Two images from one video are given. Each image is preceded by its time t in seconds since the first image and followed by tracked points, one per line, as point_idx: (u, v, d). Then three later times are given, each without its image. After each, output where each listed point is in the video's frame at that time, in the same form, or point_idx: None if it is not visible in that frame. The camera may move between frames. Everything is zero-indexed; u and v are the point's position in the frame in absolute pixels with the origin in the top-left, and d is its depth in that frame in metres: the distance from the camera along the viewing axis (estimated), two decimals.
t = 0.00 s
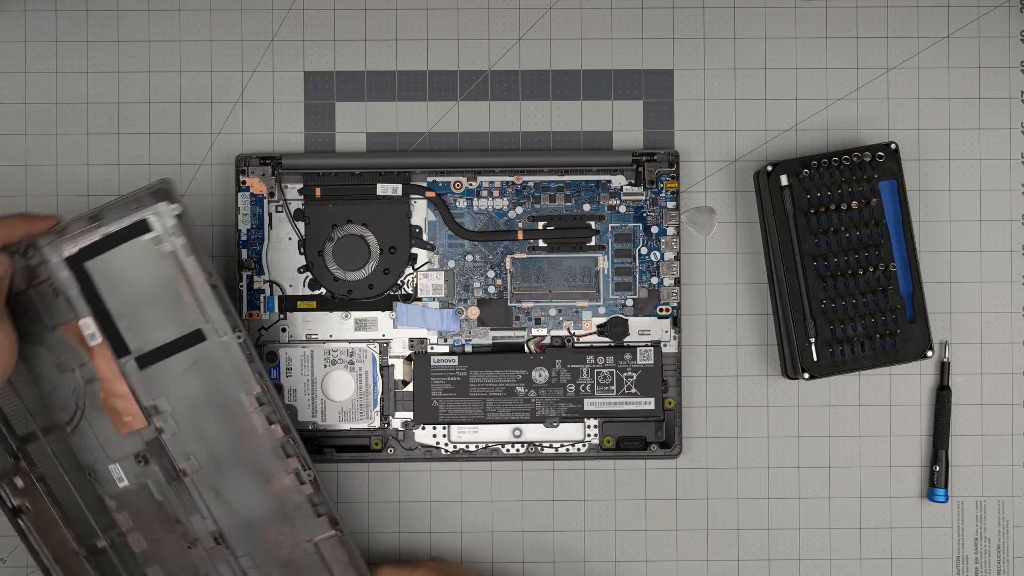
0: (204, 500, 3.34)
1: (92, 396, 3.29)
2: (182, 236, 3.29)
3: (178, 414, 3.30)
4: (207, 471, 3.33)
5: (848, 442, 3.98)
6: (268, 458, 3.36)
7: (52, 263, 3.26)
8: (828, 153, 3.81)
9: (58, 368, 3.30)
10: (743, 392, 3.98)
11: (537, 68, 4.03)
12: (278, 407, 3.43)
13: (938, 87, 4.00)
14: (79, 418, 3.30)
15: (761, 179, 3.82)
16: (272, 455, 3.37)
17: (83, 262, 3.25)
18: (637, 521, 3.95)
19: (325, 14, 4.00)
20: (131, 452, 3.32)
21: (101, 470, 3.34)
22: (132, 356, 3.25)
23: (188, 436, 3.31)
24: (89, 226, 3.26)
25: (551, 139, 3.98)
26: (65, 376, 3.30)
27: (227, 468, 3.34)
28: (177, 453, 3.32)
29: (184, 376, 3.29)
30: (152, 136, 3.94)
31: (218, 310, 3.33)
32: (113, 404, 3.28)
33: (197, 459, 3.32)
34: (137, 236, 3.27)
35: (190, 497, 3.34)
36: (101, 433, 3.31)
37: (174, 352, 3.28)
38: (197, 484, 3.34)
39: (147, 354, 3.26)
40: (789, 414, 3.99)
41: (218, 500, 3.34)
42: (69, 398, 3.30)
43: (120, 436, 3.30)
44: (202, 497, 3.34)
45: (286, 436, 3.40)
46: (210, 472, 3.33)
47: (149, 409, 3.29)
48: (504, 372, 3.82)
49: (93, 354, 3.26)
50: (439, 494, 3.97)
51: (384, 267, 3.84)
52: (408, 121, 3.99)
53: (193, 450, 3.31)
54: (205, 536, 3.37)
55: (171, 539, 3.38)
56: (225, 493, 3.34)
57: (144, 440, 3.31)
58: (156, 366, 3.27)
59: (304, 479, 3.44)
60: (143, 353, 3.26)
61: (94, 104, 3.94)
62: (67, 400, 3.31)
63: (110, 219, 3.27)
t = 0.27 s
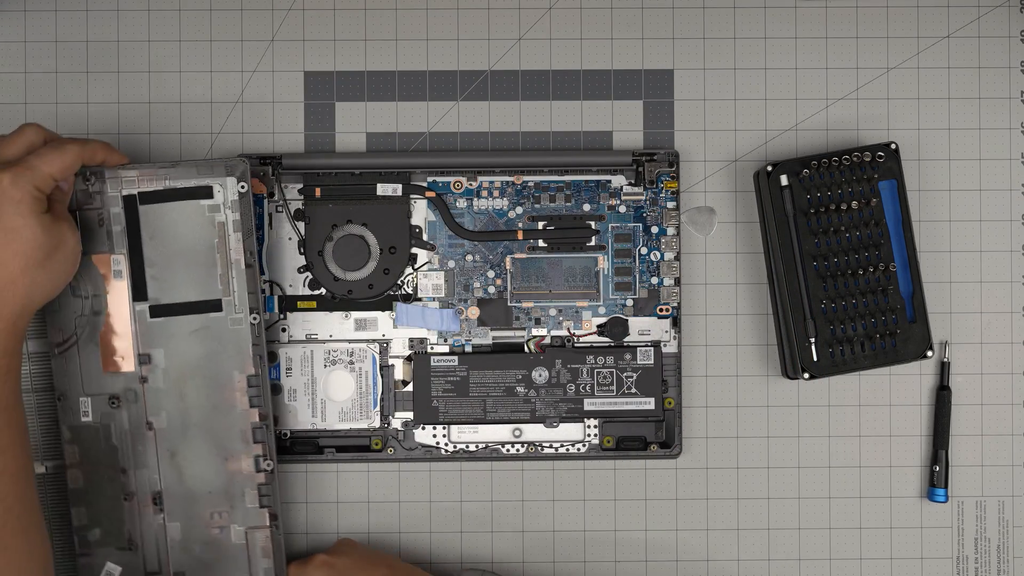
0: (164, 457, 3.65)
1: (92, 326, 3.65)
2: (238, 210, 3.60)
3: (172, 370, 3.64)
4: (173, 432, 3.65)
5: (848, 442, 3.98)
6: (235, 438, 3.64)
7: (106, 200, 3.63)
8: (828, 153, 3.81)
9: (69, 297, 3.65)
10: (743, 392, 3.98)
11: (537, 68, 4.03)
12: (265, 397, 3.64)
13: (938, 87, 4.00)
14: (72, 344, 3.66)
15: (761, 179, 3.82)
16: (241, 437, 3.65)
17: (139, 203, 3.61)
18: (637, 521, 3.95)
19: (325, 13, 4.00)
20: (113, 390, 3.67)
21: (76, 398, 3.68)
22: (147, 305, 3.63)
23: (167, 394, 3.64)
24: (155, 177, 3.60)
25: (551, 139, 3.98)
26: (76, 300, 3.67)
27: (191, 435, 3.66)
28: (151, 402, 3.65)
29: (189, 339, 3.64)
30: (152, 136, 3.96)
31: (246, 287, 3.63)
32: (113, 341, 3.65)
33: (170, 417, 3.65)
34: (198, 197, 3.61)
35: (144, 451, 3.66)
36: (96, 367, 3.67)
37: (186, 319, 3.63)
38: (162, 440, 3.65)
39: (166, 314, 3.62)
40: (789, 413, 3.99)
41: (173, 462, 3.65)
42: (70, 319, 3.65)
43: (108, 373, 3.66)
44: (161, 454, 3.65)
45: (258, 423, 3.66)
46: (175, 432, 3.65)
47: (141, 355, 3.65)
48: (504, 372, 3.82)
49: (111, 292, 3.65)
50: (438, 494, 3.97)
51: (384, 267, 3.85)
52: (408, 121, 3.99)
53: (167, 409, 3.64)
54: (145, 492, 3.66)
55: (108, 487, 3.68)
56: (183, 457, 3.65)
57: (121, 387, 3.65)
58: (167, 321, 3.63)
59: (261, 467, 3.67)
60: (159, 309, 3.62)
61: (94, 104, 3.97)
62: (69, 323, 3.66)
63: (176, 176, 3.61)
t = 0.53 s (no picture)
0: (139, 437, 3.74)
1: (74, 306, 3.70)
2: (213, 202, 3.63)
3: (149, 353, 3.72)
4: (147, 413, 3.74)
5: (847, 442, 3.98)
6: (209, 423, 3.73)
7: (90, 185, 3.65)
8: (828, 153, 3.81)
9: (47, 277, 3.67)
10: (743, 392, 3.98)
11: (537, 68, 4.03)
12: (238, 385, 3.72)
13: (938, 88, 4.00)
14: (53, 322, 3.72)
15: (761, 179, 3.82)
16: (216, 423, 3.74)
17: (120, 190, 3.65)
18: (636, 522, 3.95)
19: (325, 13, 4.00)
20: (92, 368, 3.73)
21: (55, 375, 3.74)
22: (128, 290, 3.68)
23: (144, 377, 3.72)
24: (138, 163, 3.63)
25: (551, 139, 3.98)
26: (60, 280, 3.72)
27: (164, 418, 3.74)
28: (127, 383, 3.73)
29: (165, 324, 3.70)
30: (151, 135, 3.96)
31: (220, 277, 3.66)
32: (93, 322, 3.71)
33: (145, 399, 3.73)
34: (175, 187, 3.64)
35: (120, 429, 3.75)
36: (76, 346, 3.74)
37: (162, 305, 3.68)
38: (137, 420, 3.73)
39: (142, 300, 3.67)
40: (789, 413, 3.99)
41: (147, 441, 3.74)
42: (55, 298, 3.70)
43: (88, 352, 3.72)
44: (136, 433, 3.74)
45: (230, 410, 3.73)
46: (150, 414, 3.73)
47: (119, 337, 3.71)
48: (503, 372, 3.82)
49: (92, 273, 3.70)
50: (438, 494, 3.97)
51: (384, 267, 3.85)
52: (408, 121, 3.99)
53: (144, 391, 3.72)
54: (120, 469, 3.76)
55: (85, 462, 3.77)
56: (157, 438, 3.75)
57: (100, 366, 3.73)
58: (146, 306, 3.70)
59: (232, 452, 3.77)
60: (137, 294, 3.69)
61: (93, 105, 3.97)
62: (51, 302, 3.70)
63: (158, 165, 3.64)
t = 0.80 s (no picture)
0: (142, 428, 3.78)
1: (83, 300, 3.78)
2: (222, 197, 3.74)
3: (154, 346, 3.78)
4: (150, 405, 3.78)
5: (847, 442, 3.98)
6: (210, 414, 3.77)
7: (103, 181, 3.77)
8: (828, 153, 3.81)
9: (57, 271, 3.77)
10: (743, 392, 3.98)
11: (537, 68, 4.03)
12: (241, 375, 3.78)
13: (938, 88, 4.00)
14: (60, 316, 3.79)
15: (761, 179, 3.82)
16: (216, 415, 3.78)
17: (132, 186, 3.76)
18: (637, 521, 3.95)
19: (325, 13, 4.00)
20: (98, 361, 3.80)
21: (60, 368, 3.79)
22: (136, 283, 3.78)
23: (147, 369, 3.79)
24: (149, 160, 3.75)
25: (551, 139, 3.98)
26: (68, 275, 3.80)
27: (166, 410, 3.78)
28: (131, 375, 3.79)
29: (171, 317, 3.78)
30: (152, 135, 3.96)
31: (227, 270, 3.75)
32: (101, 315, 3.78)
33: (148, 391, 3.78)
34: (185, 183, 3.76)
35: (123, 422, 3.79)
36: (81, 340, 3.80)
37: (169, 298, 3.77)
38: (140, 412, 3.78)
39: (151, 293, 3.77)
40: (789, 413, 3.99)
41: (149, 434, 3.78)
42: (64, 292, 3.78)
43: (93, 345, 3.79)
44: (140, 426, 3.78)
45: (232, 401, 3.77)
46: (152, 406, 3.78)
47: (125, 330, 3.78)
48: (504, 372, 3.82)
49: (101, 268, 3.79)
50: (438, 494, 3.97)
51: (385, 267, 3.85)
52: (408, 121, 3.99)
53: (148, 383, 3.78)
54: (121, 462, 3.79)
55: (86, 455, 3.79)
56: (159, 431, 3.78)
57: (105, 358, 3.79)
58: (152, 299, 3.79)
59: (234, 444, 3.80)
60: (146, 288, 3.78)
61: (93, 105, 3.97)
62: (60, 296, 3.78)
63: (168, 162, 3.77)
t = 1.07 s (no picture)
0: (143, 427, 3.79)
1: (88, 298, 3.80)
2: (227, 197, 3.76)
3: (156, 345, 3.79)
4: (150, 404, 3.78)
5: (847, 442, 3.98)
6: (210, 413, 3.77)
7: (111, 182, 3.80)
8: (828, 153, 3.81)
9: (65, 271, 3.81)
10: (743, 392, 3.98)
11: (537, 68, 4.03)
12: (241, 375, 3.77)
13: (938, 88, 4.00)
14: (65, 316, 3.81)
15: (761, 179, 3.82)
16: (216, 414, 3.77)
17: (138, 186, 3.80)
18: (637, 521, 3.95)
19: (325, 13, 4.00)
20: (100, 359, 3.81)
21: (64, 366, 3.82)
22: (139, 281, 3.79)
23: (149, 367, 3.79)
24: (156, 160, 3.79)
25: (551, 139, 3.98)
26: (72, 274, 3.81)
27: (167, 409, 3.78)
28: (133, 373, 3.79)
29: (173, 316, 3.79)
30: (152, 135, 3.96)
31: (229, 269, 3.76)
32: (104, 314, 3.80)
33: (149, 390, 3.79)
34: (191, 183, 3.78)
35: (124, 421, 3.80)
36: (84, 338, 3.82)
37: (172, 297, 3.79)
38: (141, 410, 3.79)
39: (153, 291, 3.78)
40: (789, 413, 3.99)
41: (149, 432, 3.79)
42: (71, 290, 3.81)
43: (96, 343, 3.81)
44: (141, 424, 3.79)
45: (231, 400, 3.77)
46: (153, 405, 3.78)
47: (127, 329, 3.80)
48: (504, 372, 3.82)
49: (105, 267, 3.80)
50: (437, 494, 3.98)
51: (384, 267, 3.85)
52: (408, 121, 3.99)
53: (149, 381, 3.79)
54: (121, 461, 3.80)
55: (87, 453, 3.79)
56: (159, 430, 3.78)
57: (109, 357, 3.80)
58: (154, 298, 3.80)
59: (233, 443, 3.79)
60: (150, 287, 3.79)
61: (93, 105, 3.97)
62: (67, 294, 3.81)
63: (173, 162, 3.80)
